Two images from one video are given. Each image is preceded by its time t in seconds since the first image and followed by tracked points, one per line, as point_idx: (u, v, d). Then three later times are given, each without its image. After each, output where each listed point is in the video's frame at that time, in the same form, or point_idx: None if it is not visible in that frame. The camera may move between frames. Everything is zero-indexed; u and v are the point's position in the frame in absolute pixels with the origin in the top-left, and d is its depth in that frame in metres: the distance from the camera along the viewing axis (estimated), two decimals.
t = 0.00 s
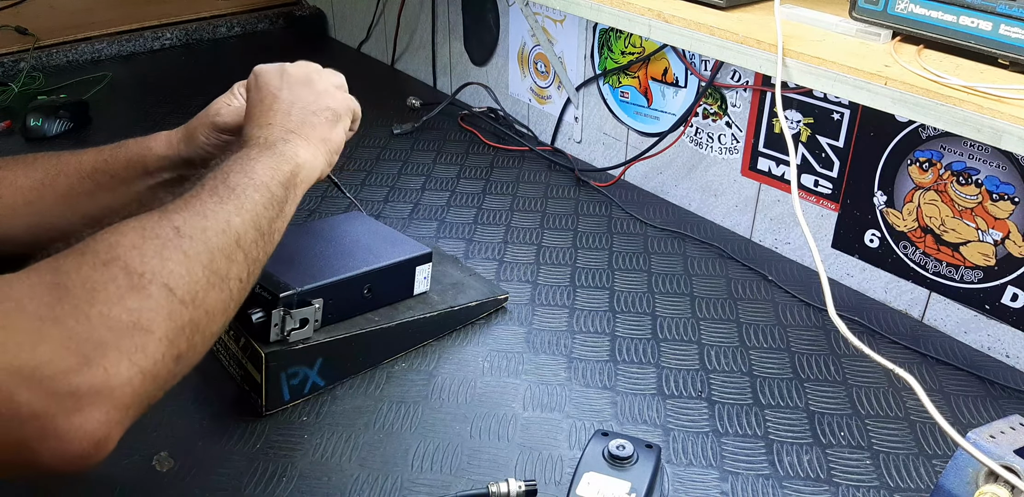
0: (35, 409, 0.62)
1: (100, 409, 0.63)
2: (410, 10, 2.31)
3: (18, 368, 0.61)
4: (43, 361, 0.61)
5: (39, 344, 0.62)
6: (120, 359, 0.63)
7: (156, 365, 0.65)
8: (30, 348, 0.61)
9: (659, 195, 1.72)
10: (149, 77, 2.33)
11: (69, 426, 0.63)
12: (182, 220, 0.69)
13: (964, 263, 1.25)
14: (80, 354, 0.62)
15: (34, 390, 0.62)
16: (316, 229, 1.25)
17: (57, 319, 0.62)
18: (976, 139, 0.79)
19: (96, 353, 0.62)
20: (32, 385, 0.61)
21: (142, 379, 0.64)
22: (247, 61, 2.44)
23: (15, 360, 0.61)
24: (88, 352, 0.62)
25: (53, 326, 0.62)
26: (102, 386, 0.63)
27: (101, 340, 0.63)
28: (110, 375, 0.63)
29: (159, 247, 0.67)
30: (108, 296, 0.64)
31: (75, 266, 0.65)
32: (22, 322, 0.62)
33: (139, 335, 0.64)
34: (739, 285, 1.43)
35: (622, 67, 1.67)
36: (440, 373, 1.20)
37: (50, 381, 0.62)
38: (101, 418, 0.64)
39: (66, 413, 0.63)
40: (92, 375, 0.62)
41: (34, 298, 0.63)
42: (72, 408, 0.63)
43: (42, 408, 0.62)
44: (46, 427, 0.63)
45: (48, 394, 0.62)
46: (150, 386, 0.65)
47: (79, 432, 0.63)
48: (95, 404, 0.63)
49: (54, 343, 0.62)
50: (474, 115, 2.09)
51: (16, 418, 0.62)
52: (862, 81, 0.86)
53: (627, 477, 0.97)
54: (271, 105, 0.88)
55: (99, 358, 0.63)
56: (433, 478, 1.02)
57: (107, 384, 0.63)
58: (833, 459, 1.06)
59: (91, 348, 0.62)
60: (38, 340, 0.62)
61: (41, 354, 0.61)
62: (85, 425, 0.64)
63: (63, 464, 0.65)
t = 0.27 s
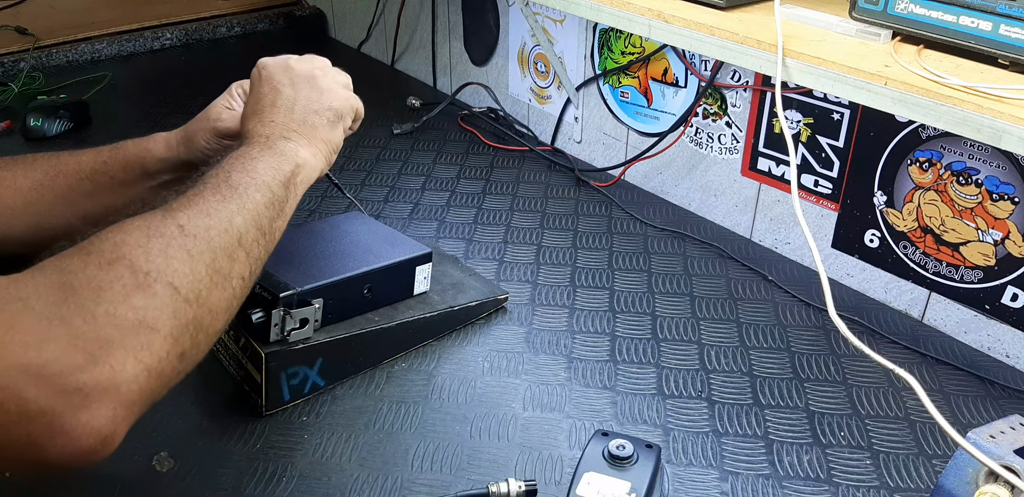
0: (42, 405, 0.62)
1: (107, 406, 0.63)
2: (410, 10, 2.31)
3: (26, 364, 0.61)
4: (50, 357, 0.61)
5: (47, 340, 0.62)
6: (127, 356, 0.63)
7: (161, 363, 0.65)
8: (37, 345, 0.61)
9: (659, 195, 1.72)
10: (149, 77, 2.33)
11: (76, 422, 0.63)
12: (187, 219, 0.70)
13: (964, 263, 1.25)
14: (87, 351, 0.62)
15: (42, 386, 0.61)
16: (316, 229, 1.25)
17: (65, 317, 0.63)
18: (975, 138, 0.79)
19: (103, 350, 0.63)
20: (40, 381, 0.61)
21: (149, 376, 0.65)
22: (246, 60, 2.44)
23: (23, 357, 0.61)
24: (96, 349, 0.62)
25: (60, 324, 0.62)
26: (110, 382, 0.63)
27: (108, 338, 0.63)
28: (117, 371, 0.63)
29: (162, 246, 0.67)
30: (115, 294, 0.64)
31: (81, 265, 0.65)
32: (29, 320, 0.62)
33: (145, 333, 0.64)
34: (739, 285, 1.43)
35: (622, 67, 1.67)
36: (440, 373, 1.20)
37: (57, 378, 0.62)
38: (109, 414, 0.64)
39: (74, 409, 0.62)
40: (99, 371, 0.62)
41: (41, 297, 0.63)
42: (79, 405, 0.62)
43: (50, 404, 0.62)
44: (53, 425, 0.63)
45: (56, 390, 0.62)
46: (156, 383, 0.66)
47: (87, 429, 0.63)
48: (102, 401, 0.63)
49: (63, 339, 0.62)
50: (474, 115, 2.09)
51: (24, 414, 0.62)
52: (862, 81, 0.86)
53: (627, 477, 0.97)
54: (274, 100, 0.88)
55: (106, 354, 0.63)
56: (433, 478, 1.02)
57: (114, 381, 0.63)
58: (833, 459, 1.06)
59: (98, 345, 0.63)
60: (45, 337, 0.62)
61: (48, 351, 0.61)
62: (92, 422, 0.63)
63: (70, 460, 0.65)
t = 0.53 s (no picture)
0: (53, 401, 0.62)
1: (117, 401, 0.64)
2: (410, 10, 2.31)
3: (37, 361, 0.61)
4: (61, 354, 0.62)
5: (58, 337, 0.62)
6: (136, 353, 0.64)
7: (169, 360, 0.66)
8: (49, 341, 0.62)
9: (659, 195, 1.72)
10: (149, 77, 2.33)
11: (86, 418, 0.63)
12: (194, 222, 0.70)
13: (964, 263, 1.25)
14: (97, 347, 0.63)
15: (53, 382, 0.62)
16: (316, 229, 1.25)
17: (75, 315, 0.63)
18: (975, 138, 0.79)
19: (113, 346, 0.63)
20: (51, 377, 0.61)
21: (156, 373, 0.65)
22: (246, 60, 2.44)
23: (34, 354, 0.61)
24: (106, 345, 0.63)
25: (70, 321, 0.63)
26: (119, 378, 0.63)
27: (118, 334, 0.63)
28: (127, 367, 0.63)
29: (169, 245, 0.68)
30: (123, 292, 0.64)
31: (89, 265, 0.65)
32: (40, 317, 0.62)
33: (154, 330, 0.65)
34: (739, 284, 1.43)
35: (622, 67, 1.67)
36: (440, 373, 1.20)
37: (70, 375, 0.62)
38: (119, 409, 0.64)
39: (84, 405, 0.63)
40: (109, 367, 0.63)
41: (50, 295, 0.64)
42: (90, 400, 0.63)
43: (61, 400, 0.62)
44: (64, 420, 0.63)
45: (68, 386, 0.62)
46: (162, 380, 0.66)
47: (97, 424, 0.63)
48: (112, 396, 0.63)
49: (73, 336, 0.62)
50: (474, 115, 2.09)
51: (34, 411, 0.62)
52: (862, 81, 0.86)
53: (627, 477, 0.97)
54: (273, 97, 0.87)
55: (116, 351, 0.63)
56: (433, 478, 1.02)
57: (124, 376, 0.63)
58: (833, 459, 1.06)
59: (108, 342, 0.63)
60: (56, 334, 0.62)
61: (60, 348, 0.62)
62: (103, 416, 0.64)
63: (80, 455, 0.65)
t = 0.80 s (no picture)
0: (55, 405, 0.62)
1: (118, 405, 0.64)
2: (410, 10, 2.31)
3: (40, 364, 0.62)
4: (63, 357, 0.62)
5: (60, 341, 0.62)
6: (137, 356, 0.64)
7: (168, 363, 0.67)
8: (51, 345, 0.62)
9: (659, 195, 1.72)
10: (149, 77, 2.33)
11: (88, 421, 0.63)
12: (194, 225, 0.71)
13: (964, 263, 1.25)
14: (98, 351, 0.63)
15: (56, 386, 0.62)
16: (316, 229, 1.25)
17: (77, 318, 0.63)
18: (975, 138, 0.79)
19: (114, 350, 0.63)
20: (53, 381, 0.62)
21: (156, 375, 0.66)
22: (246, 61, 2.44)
23: (37, 357, 0.62)
24: (107, 349, 0.63)
25: (72, 324, 0.63)
26: (121, 381, 0.64)
27: (120, 338, 0.64)
28: (128, 371, 0.64)
29: (169, 249, 0.68)
30: (124, 295, 0.65)
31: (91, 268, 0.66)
32: (42, 321, 0.63)
33: (155, 333, 0.65)
34: (739, 285, 1.43)
35: (622, 67, 1.67)
36: (440, 373, 1.20)
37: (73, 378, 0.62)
38: (120, 413, 0.65)
39: (86, 408, 0.63)
40: (111, 371, 0.63)
41: (51, 299, 0.64)
42: (91, 404, 0.63)
43: (63, 404, 0.63)
44: (65, 423, 0.63)
45: (70, 390, 0.62)
46: (162, 382, 0.67)
47: (98, 427, 0.64)
48: (113, 400, 0.64)
49: (75, 340, 0.63)
50: (474, 115, 2.09)
51: (36, 414, 0.62)
52: (862, 81, 0.86)
53: (627, 477, 0.97)
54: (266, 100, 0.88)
55: (117, 354, 0.64)
56: (433, 478, 1.02)
57: (125, 379, 0.64)
58: (833, 459, 1.06)
59: (109, 345, 0.63)
60: (57, 338, 0.62)
61: (62, 351, 0.62)
62: (104, 420, 0.64)
63: (80, 458, 0.65)
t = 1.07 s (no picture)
0: (41, 431, 0.62)
1: (106, 431, 0.64)
2: (410, 10, 2.31)
3: (23, 392, 0.61)
4: (49, 385, 0.61)
5: (47, 369, 0.61)
6: (126, 382, 0.63)
7: (160, 387, 0.65)
8: (35, 372, 0.61)
9: (659, 195, 1.72)
10: (149, 77, 2.33)
11: (75, 447, 0.63)
12: (199, 233, 0.68)
13: (964, 263, 1.25)
14: (86, 377, 0.62)
15: (41, 413, 0.62)
16: (316, 229, 1.25)
17: (65, 344, 0.62)
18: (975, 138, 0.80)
19: (104, 378, 0.62)
20: (40, 408, 0.61)
21: (147, 400, 0.65)
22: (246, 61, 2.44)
23: (21, 385, 0.61)
24: (96, 377, 0.62)
25: (58, 351, 0.62)
26: (108, 409, 0.63)
27: (108, 365, 0.63)
28: (118, 398, 0.63)
29: (165, 266, 0.66)
30: (116, 320, 0.63)
31: (84, 286, 0.64)
32: (27, 347, 0.62)
33: (144, 358, 0.64)
34: (739, 285, 1.43)
35: (622, 67, 1.67)
36: (440, 373, 1.20)
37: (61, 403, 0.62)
38: (108, 438, 0.64)
39: (72, 435, 0.63)
40: (98, 398, 0.62)
41: (35, 321, 0.62)
42: (79, 431, 0.63)
43: (50, 431, 0.62)
44: (53, 449, 0.63)
45: (55, 416, 0.62)
46: (152, 406, 0.66)
47: (86, 453, 0.64)
48: (101, 426, 0.63)
49: (63, 366, 0.62)
50: (474, 115, 2.09)
51: (23, 440, 0.62)
52: (861, 81, 0.86)
53: (627, 477, 0.97)
54: (307, 69, 0.84)
55: (106, 382, 0.63)
56: (433, 478, 1.02)
57: (113, 406, 0.63)
58: (833, 459, 1.06)
59: (97, 372, 0.62)
60: (42, 365, 0.61)
61: (47, 379, 0.61)
62: (92, 446, 0.64)
63: (70, 477, 0.66)
